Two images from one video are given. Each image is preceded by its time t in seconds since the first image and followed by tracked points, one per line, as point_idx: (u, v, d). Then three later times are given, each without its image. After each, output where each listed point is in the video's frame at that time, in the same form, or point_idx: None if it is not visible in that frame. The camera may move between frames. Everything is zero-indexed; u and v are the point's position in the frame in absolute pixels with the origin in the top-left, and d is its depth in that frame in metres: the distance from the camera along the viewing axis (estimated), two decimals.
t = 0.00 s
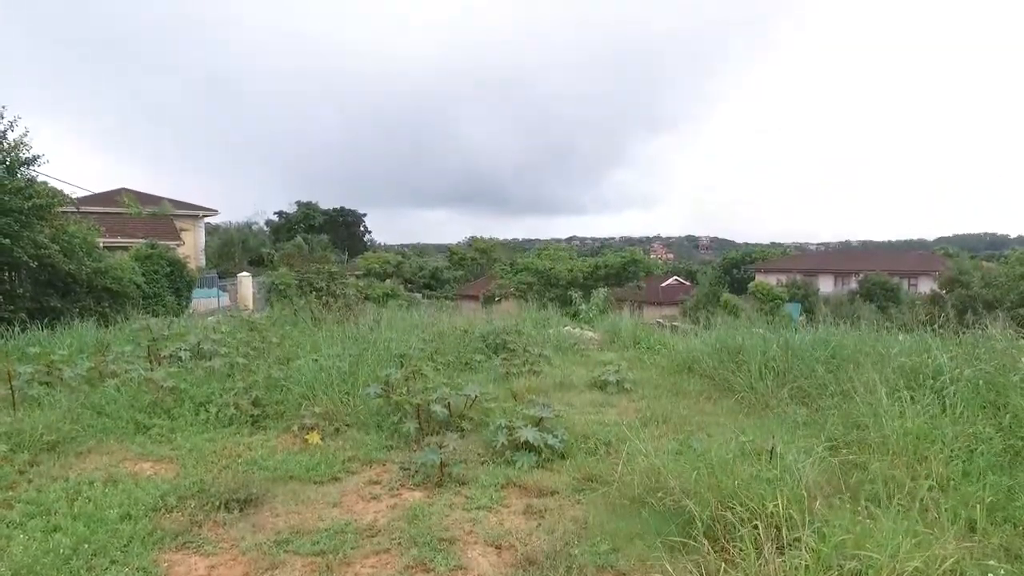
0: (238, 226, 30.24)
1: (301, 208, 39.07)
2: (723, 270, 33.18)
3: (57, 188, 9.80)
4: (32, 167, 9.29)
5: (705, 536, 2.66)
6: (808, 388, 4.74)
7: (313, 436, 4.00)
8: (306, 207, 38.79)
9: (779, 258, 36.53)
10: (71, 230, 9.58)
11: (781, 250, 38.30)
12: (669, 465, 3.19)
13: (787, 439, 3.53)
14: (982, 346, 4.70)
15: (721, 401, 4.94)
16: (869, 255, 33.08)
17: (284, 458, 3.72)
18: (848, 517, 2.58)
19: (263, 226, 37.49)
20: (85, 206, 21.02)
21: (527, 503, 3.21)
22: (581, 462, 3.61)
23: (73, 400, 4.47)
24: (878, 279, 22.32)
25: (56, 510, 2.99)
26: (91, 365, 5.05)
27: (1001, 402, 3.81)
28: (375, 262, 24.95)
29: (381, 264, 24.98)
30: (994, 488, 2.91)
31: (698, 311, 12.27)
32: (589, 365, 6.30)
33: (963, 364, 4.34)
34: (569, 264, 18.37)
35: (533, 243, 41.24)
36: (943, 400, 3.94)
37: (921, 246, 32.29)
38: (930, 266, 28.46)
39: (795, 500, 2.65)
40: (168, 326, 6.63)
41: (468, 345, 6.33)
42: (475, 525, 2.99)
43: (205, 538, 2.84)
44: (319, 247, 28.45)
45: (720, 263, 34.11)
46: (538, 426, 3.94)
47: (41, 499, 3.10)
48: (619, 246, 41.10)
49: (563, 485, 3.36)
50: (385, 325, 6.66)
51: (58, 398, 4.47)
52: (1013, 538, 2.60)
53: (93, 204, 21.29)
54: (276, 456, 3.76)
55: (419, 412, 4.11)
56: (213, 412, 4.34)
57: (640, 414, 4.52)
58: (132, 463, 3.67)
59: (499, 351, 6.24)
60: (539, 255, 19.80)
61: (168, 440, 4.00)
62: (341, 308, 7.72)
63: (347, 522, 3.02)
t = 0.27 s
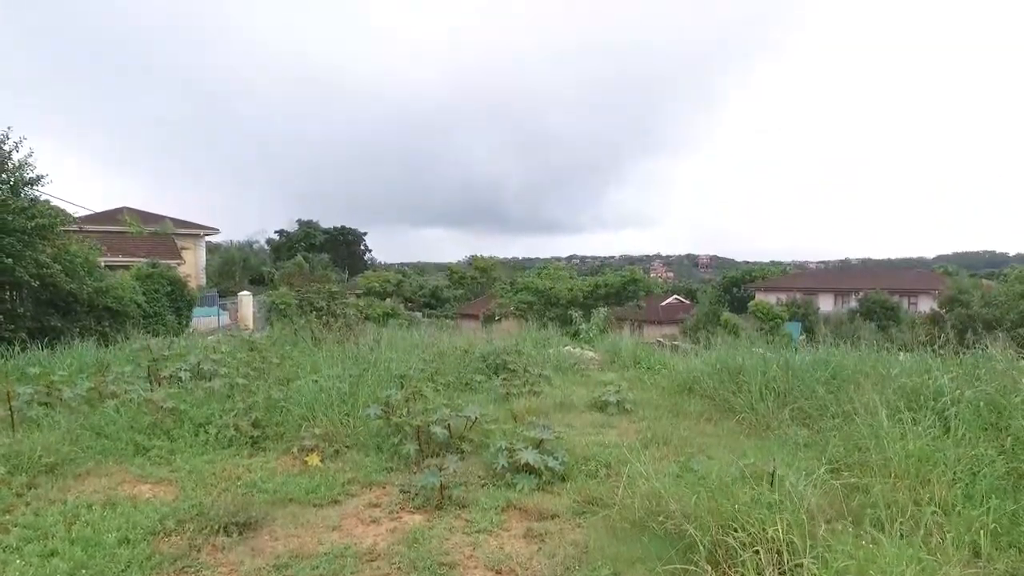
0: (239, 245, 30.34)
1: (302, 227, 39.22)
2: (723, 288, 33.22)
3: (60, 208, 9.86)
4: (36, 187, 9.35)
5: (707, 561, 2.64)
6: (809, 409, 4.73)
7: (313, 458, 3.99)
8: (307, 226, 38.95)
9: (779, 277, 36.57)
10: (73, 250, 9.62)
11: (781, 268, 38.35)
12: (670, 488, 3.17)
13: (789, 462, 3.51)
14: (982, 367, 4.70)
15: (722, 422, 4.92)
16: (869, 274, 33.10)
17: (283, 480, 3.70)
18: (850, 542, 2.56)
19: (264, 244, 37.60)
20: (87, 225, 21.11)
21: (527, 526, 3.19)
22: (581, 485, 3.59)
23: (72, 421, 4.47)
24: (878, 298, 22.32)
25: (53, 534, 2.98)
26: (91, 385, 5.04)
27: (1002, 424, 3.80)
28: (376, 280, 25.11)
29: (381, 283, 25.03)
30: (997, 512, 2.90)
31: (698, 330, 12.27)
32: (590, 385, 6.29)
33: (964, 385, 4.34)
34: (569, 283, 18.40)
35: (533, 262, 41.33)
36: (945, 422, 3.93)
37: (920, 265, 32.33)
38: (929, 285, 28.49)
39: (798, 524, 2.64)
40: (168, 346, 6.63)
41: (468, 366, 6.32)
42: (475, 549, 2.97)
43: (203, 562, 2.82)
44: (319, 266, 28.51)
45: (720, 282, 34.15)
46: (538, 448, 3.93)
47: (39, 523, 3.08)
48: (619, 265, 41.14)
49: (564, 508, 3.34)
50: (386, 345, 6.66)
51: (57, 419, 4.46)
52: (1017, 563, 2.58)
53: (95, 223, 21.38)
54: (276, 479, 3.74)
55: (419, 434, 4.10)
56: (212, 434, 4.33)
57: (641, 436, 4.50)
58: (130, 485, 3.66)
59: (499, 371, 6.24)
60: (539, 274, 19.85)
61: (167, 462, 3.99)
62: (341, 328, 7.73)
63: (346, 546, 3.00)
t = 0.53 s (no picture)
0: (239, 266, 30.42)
1: (302, 247, 39.35)
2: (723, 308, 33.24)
3: (62, 229, 9.90)
4: (39, 208, 9.41)
5: None
6: (810, 431, 4.71)
7: (313, 482, 3.97)
8: (307, 246, 39.09)
9: (779, 297, 36.58)
10: (74, 270, 9.65)
11: (780, 288, 38.38)
12: (671, 512, 3.16)
13: (790, 486, 3.50)
14: (983, 389, 4.69)
15: (723, 445, 4.90)
16: (868, 294, 33.12)
17: (282, 505, 3.68)
18: (853, 569, 2.54)
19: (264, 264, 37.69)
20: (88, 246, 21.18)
21: (527, 552, 3.17)
22: (582, 509, 3.57)
23: (71, 443, 4.45)
24: (878, 317, 22.31)
25: (49, 560, 2.96)
26: (90, 407, 5.03)
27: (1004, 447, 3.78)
28: (376, 300, 25.32)
29: (381, 303, 25.07)
30: (1001, 537, 2.88)
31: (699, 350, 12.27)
32: (590, 407, 6.26)
33: (965, 407, 4.33)
34: (569, 303, 18.43)
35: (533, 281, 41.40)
36: (947, 445, 3.91)
37: (919, 284, 32.37)
38: (929, 305, 28.52)
39: (800, 551, 2.62)
40: (167, 367, 6.63)
41: (468, 388, 6.31)
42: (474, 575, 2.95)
43: None
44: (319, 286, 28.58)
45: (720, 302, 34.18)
46: (538, 471, 3.91)
47: (35, 549, 3.06)
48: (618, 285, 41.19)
49: (565, 533, 3.32)
50: (385, 367, 6.65)
51: (55, 442, 4.44)
52: None
53: (97, 243, 21.45)
54: (274, 503, 3.72)
55: (419, 457, 4.08)
56: (211, 457, 4.32)
57: (641, 459, 4.48)
58: (128, 510, 3.64)
59: (499, 393, 6.22)
60: (539, 294, 19.88)
61: (165, 485, 3.97)
62: (341, 349, 7.72)
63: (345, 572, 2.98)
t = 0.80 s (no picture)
0: (240, 284, 30.44)
1: (302, 264, 39.43)
2: (723, 326, 33.23)
3: (63, 247, 9.94)
4: (40, 227, 9.45)
5: None
6: (812, 451, 4.69)
7: (312, 503, 3.95)
8: (307, 264, 39.16)
9: (778, 314, 36.55)
10: (75, 288, 9.66)
11: (780, 306, 38.37)
12: (672, 534, 3.14)
13: (792, 508, 3.47)
14: (983, 409, 4.68)
15: (724, 465, 4.87)
16: (868, 311, 33.10)
17: (281, 526, 3.66)
18: None
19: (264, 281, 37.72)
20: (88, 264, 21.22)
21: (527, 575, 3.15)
22: (583, 531, 3.54)
23: (68, 464, 4.43)
24: (878, 335, 22.28)
25: None
26: (88, 426, 5.01)
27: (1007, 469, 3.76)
28: (376, 318, 25.38)
29: (381, 322, 25.08)
30: (1006, 561, 2.85)
31: (699, 369, 12.24)
32: (590, 427, 6.24)
33: (967, 428, 4.31)
34: (569, 321, 18.43)
35: (533, 300, 41.43)
36: (949, 466, 3.90)
37: (919, 302, 32.36)
38: (929, 322, 28.51)
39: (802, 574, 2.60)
40: (166, 386, 6.61)
41: (468, 407, 6.29)
42: None
43: None
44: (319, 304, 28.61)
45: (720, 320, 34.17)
46: (538, 493, 3.89)
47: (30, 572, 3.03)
48: (618, 302, 41.17)
49: (565, 555, 3.30)
50: (385, 386, 6.63)
51: (53, 462, 4.42)
52: None
53: (97, 261, 21.49)
54: (273, 524, 3.70)
55: (419, 478, 4.06)
56: (210, 477, 4.29)
57: (642, 479, 4.46)
58: (125, 531, 3.61)
59: (499, 412, 6.20)
60: (539, 312, 19.89)
61: (163, 506, 3.94)
62: (340, 368, 7.70)
63: None
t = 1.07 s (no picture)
0: (240, 302, 30.46)
1: (303, 283, 39.49)
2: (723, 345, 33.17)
3: (65, 267, 9.97)
4: (42, 247, 9.49)
5: None
6: (813, 472, 4.67)
7: (311, 525, 3.92)
8: (308, 283, 39.22)
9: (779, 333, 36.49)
10: (75, 308, 9.68)
11: (781, 324, 38.32)
12: (674, 557, 3.11)
13: (795, 531, 3.45)
14: (985, 430, 4.67)
15: (725, 486, 4.85)
16: (869, 330, 33.05)
17: (279, 549, 3.63)
18: None
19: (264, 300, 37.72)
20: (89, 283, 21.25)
21: None
22: (583, 554, 3.51)
23: (66, 485, 4.41)
24: (879, 354, 22.22)
25: None
26: (86, 447, 4.99)
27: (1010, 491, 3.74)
28: (376, 337, 25.38)
29: (381, 341, 25.06)
30: None
31: (700, 389, 12.21)
32: (591, 447, 6.20)
33: (969, 449, 4.29)
34: (569, 340, 18.42)
35: (533, 319, 41.42)
36: (952, 488, 3.88)
37: (919, 320, 32.31)
38: (930, 341, 28.46)
39: None
40: (165, 406, 6.59)
41: (468, 427, 6.26)
42: None
43: None
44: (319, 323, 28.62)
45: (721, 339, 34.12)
46: (538, 515, 3.86)
47: None
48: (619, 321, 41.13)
49: None
50: (385, 406, 6.61)
51: (50, 484, 4.40)
52: None
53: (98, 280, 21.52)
54: (271, 547, 3.67)
55: (418, 500, 4.04)
56: (208, 499, 4.27)
57: (643, 501, 4.43)
58: (121, 554, 3.58)
59: (499, 432, 6.18)
60: (539, 332, 19.88)
61: (160, 529, 3.91)
62: (340, 388, 7.68)
63: None
